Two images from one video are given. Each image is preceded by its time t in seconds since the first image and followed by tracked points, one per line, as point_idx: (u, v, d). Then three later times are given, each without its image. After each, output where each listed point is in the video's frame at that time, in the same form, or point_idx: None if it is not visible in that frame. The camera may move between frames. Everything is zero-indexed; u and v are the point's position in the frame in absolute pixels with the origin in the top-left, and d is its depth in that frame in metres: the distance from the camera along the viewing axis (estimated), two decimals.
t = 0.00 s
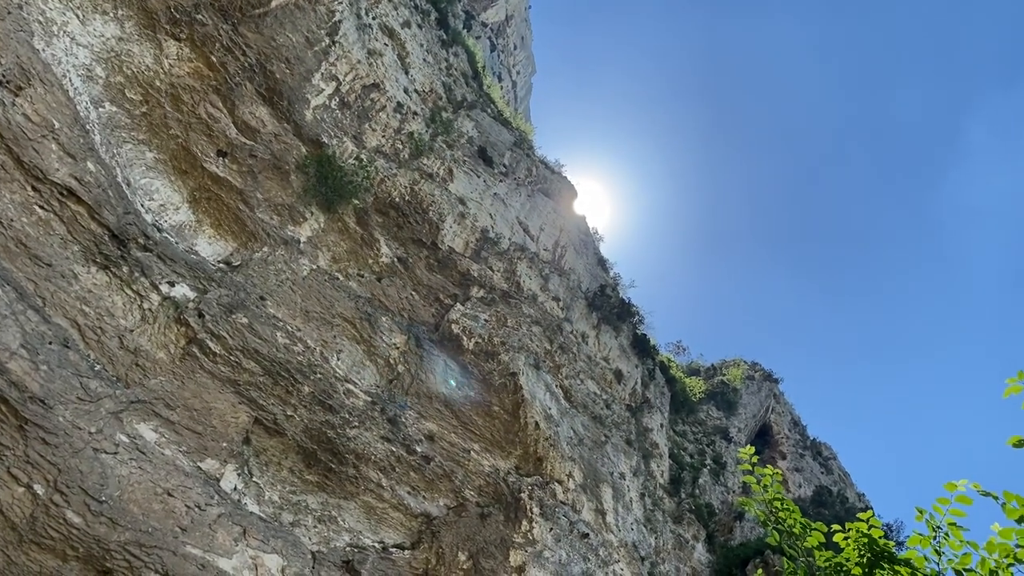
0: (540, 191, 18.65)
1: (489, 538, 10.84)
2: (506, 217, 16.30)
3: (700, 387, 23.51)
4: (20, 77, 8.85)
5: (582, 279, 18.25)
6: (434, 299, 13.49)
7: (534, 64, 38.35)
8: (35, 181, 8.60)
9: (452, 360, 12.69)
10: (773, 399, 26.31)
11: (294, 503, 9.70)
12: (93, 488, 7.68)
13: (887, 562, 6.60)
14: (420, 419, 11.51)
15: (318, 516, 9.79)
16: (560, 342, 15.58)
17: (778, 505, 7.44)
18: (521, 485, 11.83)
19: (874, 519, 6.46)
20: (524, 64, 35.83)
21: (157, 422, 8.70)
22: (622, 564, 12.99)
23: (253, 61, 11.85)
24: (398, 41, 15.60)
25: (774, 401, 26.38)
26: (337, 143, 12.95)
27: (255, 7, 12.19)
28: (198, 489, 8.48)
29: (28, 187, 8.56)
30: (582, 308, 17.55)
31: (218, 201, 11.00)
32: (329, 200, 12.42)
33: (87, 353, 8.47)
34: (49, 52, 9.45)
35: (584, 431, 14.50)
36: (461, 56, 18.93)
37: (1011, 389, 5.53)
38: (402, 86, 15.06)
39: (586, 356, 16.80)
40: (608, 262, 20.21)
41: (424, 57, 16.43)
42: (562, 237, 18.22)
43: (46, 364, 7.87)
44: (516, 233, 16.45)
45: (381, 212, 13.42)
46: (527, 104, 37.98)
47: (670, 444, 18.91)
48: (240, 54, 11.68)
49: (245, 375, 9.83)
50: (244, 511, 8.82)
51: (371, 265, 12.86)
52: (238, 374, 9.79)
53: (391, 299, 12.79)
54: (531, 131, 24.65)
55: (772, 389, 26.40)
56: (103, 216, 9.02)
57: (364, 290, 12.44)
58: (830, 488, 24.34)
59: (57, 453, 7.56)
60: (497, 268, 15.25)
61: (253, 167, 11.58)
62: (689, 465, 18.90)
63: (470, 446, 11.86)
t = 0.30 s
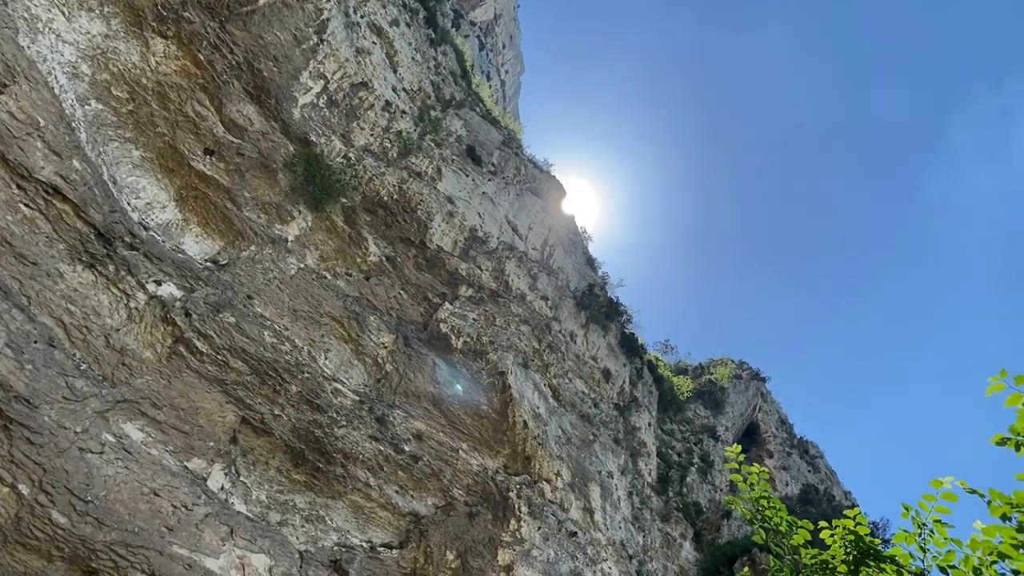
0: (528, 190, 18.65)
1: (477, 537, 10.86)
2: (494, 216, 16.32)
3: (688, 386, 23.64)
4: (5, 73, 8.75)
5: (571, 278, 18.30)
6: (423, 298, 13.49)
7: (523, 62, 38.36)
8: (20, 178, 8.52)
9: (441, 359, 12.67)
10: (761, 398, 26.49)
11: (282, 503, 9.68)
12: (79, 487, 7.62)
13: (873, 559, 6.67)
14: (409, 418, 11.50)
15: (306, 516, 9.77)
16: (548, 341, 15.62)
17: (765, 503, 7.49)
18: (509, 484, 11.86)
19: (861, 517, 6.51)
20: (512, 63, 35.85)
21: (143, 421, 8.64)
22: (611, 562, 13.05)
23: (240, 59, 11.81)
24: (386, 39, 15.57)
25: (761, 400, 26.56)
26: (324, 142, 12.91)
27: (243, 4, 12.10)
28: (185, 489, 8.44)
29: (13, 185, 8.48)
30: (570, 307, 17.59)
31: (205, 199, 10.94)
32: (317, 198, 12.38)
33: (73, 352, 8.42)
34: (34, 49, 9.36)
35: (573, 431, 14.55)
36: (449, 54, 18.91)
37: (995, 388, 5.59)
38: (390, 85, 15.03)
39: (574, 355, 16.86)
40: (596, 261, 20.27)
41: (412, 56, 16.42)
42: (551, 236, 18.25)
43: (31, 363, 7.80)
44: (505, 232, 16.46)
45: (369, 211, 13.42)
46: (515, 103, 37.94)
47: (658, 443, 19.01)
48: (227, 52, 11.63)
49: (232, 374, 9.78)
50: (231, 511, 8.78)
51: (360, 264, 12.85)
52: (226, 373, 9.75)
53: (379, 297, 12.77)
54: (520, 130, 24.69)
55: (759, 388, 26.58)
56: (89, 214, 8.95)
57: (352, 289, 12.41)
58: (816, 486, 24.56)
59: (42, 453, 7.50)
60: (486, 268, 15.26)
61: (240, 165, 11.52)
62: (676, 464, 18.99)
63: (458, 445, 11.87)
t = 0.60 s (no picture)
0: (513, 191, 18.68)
1: (461, 537, 10.87)
2: (478, 216, 16.33)
3: (672, 386, 23.79)
4: None
5: (555, 278, 18.36)
6: (407, 299, 13.48)
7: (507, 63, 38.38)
8: None
9: (425, 359, 12.66)
10: (744, 398, 26.73)
11: (265, 504, 9.65)
12: (60, 490, 7.51)
13: (853, 558, 6.77)
14: (393, 419, 11.49)
15: (289, 517, 9.74)
16: (532, 342, 15.66)
17: (746, 503, 7.55)
18: (493, 484, 11.88)
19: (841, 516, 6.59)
20: (496, 64, 35.86)
21: (125, 423, 8.57)
22: (595, 562, 13.11)
23: (222, 59, 11.73)
24: (370, 39, 15.53)
25: (744, 399, 26.80)
26: (308, 142, 12.85)
27: (226, 4, 12.02)
28: (167, 491, 8.39)
29: None
30: (555, 308, 17.65)
31: (188, 200, 10.87)
32: (300, 198, 12.34)
33: (53, 354, 8.33)
34: (13, 47, 9.24)
35: (557, 431, 14.60)
36: (433, 55, 18.91)
37: (974, 387, 5.70)
38: (374, 85, 15.00)
39: (558, 355, 16.93)
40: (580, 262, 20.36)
41: (396, 56, 16.39)
42: (536, 236, 18.29)
43: (11, 364, 7.70)
44: (490, 232, 16.47)
45: (353, 211, 13.40)
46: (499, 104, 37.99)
47: (642, 443, 19.11)
48: (210, 52, 11.55)
49: (215, 376, 9.72)
50: (214, 513, 8.73)
51: (343, 265, 12.82)
52: (208, 374, 9.69)
53: (363, 298, 12.74)
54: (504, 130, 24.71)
55: (742, 388, 26.82)
56: (69, 214, 8.85)
57: (336, 289, 12.38)
58: (799, 485, 24.83)
59: (22, 455, 7.37)
60: (470, 268, 15.26)
61: (223, 165, 11.45)
62: (660, 464, 19.12)
63: (442, 446, 11.88)
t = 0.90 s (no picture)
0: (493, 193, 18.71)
1: (441, 540, 10.84)
2: (458, 218, 16.33)
3: (651, 387, 23.99)
4: None
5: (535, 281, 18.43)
6: (386, 301, 13.46)
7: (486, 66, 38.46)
8: None
9: (404, 362, 12.64)
10: (722, 399, 27.02)
11: (243, 508, 9.53)
12: (34, 496, 7.38)
13: (826, 557, 6.88)
14: (372, 422, 11.51)
15: (267, 521, 9.66)
16: (511, 344, 15.71)
17: (722, 503, 7.67)
18: (473, 486, 11.90)
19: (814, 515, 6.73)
20: (476, 66, 35.89)
21: (101, 428, 8.48)
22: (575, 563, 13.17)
23: (200, 60, 11.63)
24: (349, 41, 15.49)
25: (722, 400, 27.09)
26: (286, 144, 12.79)
27: (203, 5, 11.92)
28: (144, 496, 8.30)
29: None
30: (534, 310, 17.72)
31: (165, 202, 10.76)
32: (279, 201, 12.28)
33: (27, 358, 8.21)
34: None
35: (537, 434, 14.66)
36: (413, 57, 18.92)
37: (945, 387, 5.83)
38: (353, 87, 14.97)
39: (538, 357, 17.01)
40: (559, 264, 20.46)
41: (375, 58, 16.36)
42: (516, 239, 18.35)
43: None
44: (469, 234, 16.48)
45: (332, 213, 13.37)
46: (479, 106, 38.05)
47: (621, 444, 19.24)
48: (187, 53, 11.46)
49: (192, 379, 9.62)
50: (191, 517, 8.65)
51: (322, 268, 12.77)
52: (186, 378, 9.59)
53: (342, 301, 12.70)
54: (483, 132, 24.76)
55: (720, 389, 27.10)
56: (44, 217, 8.74)
57: (314, 292, 12.34)
58: (776, 486, 25.15)
59: None
60: (450, 270, 15.27)
61: (200, 167, 11.35)
62: (639, 465, 19.26)
63: (421, 448, 11.88)
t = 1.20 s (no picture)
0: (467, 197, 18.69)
1: (416, 546, 10.78)
2: (432, 221, 16.31)
3: (625, 390, 24.16)
4: None
5: (510, 285, 18.44)
6: (360, 305, 13.40)
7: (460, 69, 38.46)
8: None
9: (378, 367, 12.58)
10: (696, 401, 27.29)
11: (215, 516, 9.45)
12: None
13: (796, 558, 6.96)
14: (346, 428, 11.46)
15: (240, 529, 9.55)
16: (486, 348, 15.68)
17: (693, 505, 7.76)
18: (448, 491, 11.88)
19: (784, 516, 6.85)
20: (449, 70, 35.84)
21: (69, 436, 8.31)
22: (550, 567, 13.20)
23: (169, 62, 11.47)
24: (320, 44, 15.39)
25: (696, 402, 27.35)
26: (257, 147, 12.67)
27: (172, 7, 11.72)
28: (113, 505, 8.15)
29: None
30: (509, 314, 17.75)
31: (133, 206, 10.65)
32: (250, 204, 12.16)
33: None
34: None
35: (512, 438, 14.67)
36: (385, 60, 18.87)
37: (913, 387, 5.98)
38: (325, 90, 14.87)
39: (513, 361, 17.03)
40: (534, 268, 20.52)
41: (347, 61, 16.29)
42: (490, 242, 18.37)
43: None
44: (443, 238, 16.45)
45: (304, 217, 13.35)
46: (453, 110, 38.04)
47: (596, 447, 19.36)
48: (156, 56, 11.30)
49: (162, 386, 9.49)
50: (162, 525, 8.51)
51: (296, 271, 12.70)
52: (155, 385, 9.45)
53: (315, 305, 12.61)
54: (457, 136, 24.75)
55: (694, 391, 27.37)
56: (9, 221, 8.57)
57: (287, 296, 12.24)
58: (750, 487, 25.47)
59: None
60: (424, 274, 15.23)
61: (170, 171, 11.18)
62: (614, 467, 19.38)
63: (395, 454, 11.85)
